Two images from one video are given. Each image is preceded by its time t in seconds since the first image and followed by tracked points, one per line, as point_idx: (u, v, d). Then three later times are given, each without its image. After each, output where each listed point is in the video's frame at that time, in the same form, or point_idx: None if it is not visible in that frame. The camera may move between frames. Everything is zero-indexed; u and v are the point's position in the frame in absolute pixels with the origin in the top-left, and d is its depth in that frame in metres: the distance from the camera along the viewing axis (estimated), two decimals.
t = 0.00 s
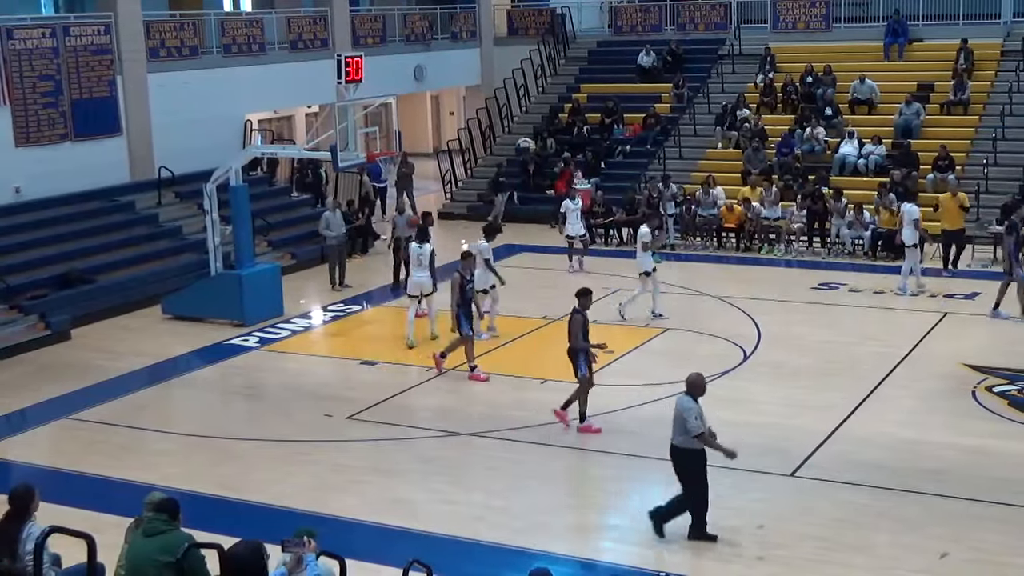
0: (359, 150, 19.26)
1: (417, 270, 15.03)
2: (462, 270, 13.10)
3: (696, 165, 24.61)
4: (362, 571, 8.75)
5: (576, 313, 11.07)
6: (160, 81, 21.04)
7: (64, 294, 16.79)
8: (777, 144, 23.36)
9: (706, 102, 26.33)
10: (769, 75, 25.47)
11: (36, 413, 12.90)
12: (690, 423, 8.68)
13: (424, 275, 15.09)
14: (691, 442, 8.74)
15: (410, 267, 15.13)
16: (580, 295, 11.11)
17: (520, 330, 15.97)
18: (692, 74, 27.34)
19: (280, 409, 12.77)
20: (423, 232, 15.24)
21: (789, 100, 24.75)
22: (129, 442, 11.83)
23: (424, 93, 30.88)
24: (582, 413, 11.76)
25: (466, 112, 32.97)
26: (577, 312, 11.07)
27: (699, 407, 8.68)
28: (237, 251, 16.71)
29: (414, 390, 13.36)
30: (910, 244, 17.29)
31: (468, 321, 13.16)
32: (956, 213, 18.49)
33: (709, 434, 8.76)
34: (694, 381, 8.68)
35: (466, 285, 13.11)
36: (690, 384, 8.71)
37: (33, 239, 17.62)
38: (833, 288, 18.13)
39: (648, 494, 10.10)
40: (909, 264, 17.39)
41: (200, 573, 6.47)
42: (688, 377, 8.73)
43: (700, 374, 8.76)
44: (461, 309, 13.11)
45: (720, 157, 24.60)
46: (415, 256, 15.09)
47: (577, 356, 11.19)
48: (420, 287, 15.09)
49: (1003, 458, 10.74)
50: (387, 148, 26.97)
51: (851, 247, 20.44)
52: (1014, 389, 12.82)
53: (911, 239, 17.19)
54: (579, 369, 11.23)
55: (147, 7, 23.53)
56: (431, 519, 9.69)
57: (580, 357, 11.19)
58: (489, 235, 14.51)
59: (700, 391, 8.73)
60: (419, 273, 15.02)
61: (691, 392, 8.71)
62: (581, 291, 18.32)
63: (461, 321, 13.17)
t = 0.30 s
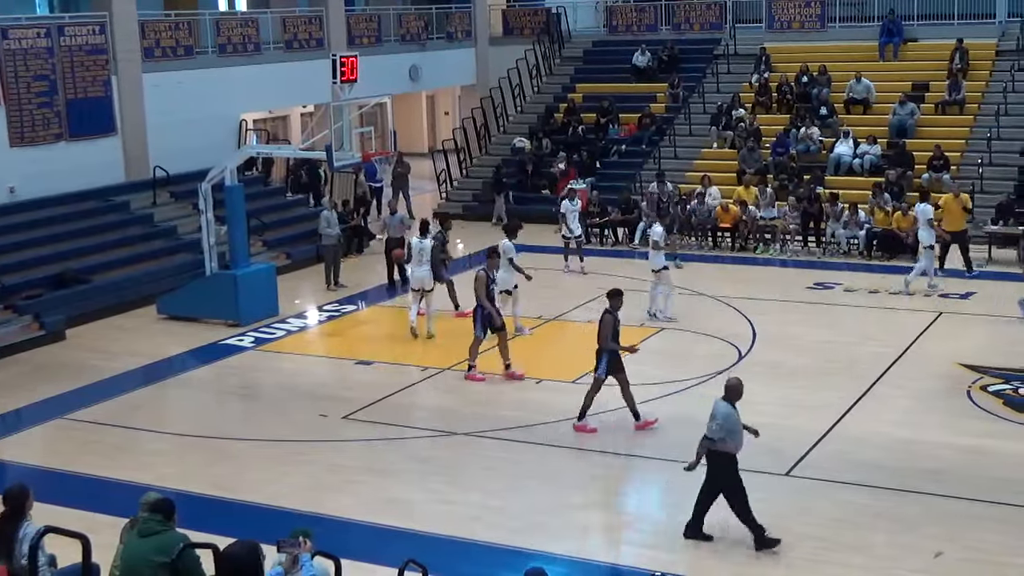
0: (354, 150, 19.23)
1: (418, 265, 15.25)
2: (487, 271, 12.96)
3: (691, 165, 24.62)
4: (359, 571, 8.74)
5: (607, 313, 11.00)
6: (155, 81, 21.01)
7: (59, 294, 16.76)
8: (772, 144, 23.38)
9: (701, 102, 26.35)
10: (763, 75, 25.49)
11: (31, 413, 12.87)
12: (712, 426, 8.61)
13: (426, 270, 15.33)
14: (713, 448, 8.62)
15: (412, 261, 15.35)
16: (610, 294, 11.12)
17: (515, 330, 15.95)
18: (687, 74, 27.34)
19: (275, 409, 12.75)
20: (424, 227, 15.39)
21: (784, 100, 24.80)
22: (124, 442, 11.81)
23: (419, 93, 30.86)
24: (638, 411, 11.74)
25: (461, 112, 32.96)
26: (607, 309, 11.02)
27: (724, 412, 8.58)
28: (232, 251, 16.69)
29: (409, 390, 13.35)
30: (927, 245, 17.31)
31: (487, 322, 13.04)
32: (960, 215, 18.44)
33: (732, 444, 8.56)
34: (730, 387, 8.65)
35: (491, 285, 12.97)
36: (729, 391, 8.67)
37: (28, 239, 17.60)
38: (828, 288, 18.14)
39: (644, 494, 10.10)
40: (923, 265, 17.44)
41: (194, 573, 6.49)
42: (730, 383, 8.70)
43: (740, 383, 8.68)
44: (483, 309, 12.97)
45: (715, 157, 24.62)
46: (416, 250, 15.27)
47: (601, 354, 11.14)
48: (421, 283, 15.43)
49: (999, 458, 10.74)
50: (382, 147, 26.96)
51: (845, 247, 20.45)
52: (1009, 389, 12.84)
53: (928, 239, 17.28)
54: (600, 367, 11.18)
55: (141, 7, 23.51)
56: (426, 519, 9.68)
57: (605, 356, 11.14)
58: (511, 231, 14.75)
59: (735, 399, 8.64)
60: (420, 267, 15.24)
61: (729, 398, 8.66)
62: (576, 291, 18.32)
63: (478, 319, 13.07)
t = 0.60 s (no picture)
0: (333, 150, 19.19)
1: (399, 264, 15.28)
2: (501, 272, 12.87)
3: (671, 165, 24.67)
4: (337, 572, 8.73)
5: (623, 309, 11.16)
6: (133, 81, 20.94)
7: (37, 294, 16.69)
8: (750, 144, 23.44)
9: (680, 102, 26.40)
10: (742, 75, 25.56)
11: (7, 414, 12.81)
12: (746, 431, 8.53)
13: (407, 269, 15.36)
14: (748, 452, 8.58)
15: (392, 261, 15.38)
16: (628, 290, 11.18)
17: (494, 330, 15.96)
18: (666, 75, 27.37)
19: (254, 409, 12.72)
20: (400, 227, 15.42)
21: (763, 100, 24.88)
22: (103, 443, 11.77)
23: (399, 93, 30.82)
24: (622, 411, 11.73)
25: (441, 112, 32.93)
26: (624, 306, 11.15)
27: (752, 415, 8.51)
28: (211, 251, 16.65)
29: (388, 390, 13.33)
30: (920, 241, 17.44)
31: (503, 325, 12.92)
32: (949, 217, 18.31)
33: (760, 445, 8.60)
34: (750, 388, 8.54)
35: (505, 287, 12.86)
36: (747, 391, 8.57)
37: (5, 240, 17.51)
38: (806, 288, 18.19)
39: (623, 493, 10.12)
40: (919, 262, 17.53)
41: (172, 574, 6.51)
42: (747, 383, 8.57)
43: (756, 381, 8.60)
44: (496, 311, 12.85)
45: (693, 157, 24.67)
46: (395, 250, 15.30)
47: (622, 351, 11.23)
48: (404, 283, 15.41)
49: (977, 457, 10.78)
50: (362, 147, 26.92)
51: (824, 247, 20.51)
52: (987, 388, 12.90)
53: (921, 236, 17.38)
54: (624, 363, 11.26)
55: (119, 7, 23.43)
56: (406, 519, 9.67)
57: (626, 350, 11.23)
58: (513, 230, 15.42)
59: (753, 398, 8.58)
60: (401, 266, 15.27)
61: (747, 398, 8.58)
62: (556, 291, 18.33)
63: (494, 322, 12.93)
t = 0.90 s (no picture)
0: (310, 151, 19.14)
1: (376, 257, 15.78)
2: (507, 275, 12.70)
3: (648, 165, 24.71)
4: (316, 573, 8.72)
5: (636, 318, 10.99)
6: (108, 82, 20.84)
7: (12, 297, 16.59)
8: (727, 144, 23.52)
9: (657, 103, 26.45)
10: (719, 75, 25.63)
11: None
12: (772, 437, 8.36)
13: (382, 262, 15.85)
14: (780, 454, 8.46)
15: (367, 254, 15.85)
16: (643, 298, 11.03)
17: (474, 330, 15.98)
18: (644, 75, 27.41)
19: (232, 411, 12.67)
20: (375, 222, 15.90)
21: (740, 100, 24.95)
22: (79, 446, 11.70)
23: (376, 93, 30.77)
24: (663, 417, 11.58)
25: (418, 112, 32.92)
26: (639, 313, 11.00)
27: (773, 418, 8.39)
28: (187, 252, 16.58)
29: (366, 391, 13.31)
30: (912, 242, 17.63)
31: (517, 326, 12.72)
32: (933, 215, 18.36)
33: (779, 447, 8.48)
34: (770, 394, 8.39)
35: (512, 289, 12.69)
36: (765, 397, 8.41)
37: None
38: (783, 288, 18.26)
39: (602, 493, 10.13)
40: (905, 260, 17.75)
41: None
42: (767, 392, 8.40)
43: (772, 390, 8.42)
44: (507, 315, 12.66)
45: (670, 157, 24.73)
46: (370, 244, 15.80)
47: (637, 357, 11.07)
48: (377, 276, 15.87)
49: (953, 456, 10.83)
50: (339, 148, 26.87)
51: (801, 247, 20.57)
52: (963, 386, 12.97)
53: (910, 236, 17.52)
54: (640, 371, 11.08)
55: (94, 7, 23.32)
56: (385, 521, 9.65)
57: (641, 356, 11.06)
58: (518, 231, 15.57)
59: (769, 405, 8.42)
60: (377, 259, 15.75)
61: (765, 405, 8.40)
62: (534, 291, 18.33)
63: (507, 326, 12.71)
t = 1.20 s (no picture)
0: (291, 151, 19.09)
1: (354, 257, 15.95)
2: (524, 276, 12.52)
3: (629, 166, 24.74)
4: (298, 574, 8.70)
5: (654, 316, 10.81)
6: (88, 82, 20.77)
7: None
8: (708, 144, 23.56)
9: (638, 103, 26.48)
10: (700, 75, 25.69)
11: None
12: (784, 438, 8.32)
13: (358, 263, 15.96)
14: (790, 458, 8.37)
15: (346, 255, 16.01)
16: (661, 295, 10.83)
17: (457, 330, 15.99)
18: (625, 75, 27.45)
19: (212, 412, 12.63)
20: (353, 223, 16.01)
21: (720, 100, 25.00)
22: (59, 448, 11.64)
23: (357, 93, 30.73)
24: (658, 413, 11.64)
25: (399, 113, 32.89)
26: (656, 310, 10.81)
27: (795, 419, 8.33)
28: (168, 253, 16.53)
29: (348, 391, 13.28)
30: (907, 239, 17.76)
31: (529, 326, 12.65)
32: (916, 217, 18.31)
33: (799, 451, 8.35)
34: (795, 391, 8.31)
35: (529, 291, 12.55)
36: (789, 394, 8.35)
37: None
38: (764, 288, 18.30)
39: (584, 493, 10.13)
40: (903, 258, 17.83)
41: None
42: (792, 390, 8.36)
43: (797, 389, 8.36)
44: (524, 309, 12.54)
45: (651, 157, 24.77)
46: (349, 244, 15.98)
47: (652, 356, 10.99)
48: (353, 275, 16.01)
49: (933, 455, 10.87)
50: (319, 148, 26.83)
51: (782, 247, 20.64)
52: (943, 385, 13.02)
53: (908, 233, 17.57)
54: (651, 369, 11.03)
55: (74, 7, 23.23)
56: (367, 522, 9.63)
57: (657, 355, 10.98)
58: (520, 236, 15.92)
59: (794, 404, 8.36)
60: (355, 258, 15.90)
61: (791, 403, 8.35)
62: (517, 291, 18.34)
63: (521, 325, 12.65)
